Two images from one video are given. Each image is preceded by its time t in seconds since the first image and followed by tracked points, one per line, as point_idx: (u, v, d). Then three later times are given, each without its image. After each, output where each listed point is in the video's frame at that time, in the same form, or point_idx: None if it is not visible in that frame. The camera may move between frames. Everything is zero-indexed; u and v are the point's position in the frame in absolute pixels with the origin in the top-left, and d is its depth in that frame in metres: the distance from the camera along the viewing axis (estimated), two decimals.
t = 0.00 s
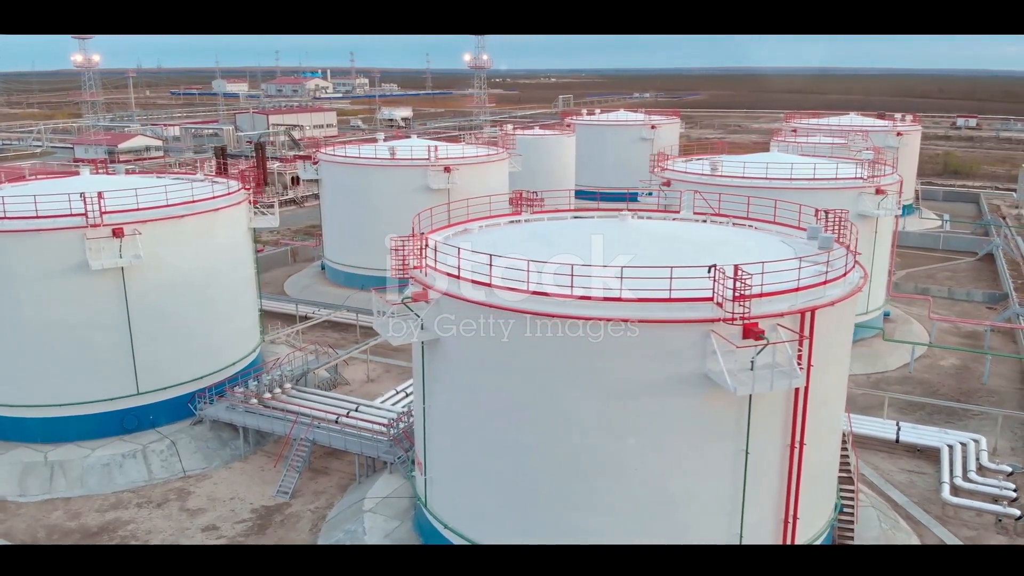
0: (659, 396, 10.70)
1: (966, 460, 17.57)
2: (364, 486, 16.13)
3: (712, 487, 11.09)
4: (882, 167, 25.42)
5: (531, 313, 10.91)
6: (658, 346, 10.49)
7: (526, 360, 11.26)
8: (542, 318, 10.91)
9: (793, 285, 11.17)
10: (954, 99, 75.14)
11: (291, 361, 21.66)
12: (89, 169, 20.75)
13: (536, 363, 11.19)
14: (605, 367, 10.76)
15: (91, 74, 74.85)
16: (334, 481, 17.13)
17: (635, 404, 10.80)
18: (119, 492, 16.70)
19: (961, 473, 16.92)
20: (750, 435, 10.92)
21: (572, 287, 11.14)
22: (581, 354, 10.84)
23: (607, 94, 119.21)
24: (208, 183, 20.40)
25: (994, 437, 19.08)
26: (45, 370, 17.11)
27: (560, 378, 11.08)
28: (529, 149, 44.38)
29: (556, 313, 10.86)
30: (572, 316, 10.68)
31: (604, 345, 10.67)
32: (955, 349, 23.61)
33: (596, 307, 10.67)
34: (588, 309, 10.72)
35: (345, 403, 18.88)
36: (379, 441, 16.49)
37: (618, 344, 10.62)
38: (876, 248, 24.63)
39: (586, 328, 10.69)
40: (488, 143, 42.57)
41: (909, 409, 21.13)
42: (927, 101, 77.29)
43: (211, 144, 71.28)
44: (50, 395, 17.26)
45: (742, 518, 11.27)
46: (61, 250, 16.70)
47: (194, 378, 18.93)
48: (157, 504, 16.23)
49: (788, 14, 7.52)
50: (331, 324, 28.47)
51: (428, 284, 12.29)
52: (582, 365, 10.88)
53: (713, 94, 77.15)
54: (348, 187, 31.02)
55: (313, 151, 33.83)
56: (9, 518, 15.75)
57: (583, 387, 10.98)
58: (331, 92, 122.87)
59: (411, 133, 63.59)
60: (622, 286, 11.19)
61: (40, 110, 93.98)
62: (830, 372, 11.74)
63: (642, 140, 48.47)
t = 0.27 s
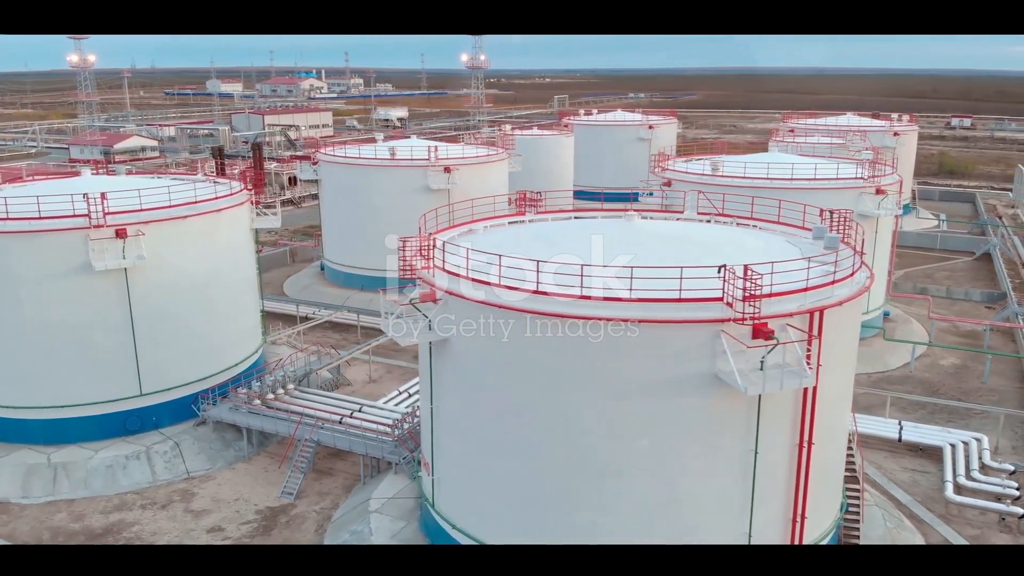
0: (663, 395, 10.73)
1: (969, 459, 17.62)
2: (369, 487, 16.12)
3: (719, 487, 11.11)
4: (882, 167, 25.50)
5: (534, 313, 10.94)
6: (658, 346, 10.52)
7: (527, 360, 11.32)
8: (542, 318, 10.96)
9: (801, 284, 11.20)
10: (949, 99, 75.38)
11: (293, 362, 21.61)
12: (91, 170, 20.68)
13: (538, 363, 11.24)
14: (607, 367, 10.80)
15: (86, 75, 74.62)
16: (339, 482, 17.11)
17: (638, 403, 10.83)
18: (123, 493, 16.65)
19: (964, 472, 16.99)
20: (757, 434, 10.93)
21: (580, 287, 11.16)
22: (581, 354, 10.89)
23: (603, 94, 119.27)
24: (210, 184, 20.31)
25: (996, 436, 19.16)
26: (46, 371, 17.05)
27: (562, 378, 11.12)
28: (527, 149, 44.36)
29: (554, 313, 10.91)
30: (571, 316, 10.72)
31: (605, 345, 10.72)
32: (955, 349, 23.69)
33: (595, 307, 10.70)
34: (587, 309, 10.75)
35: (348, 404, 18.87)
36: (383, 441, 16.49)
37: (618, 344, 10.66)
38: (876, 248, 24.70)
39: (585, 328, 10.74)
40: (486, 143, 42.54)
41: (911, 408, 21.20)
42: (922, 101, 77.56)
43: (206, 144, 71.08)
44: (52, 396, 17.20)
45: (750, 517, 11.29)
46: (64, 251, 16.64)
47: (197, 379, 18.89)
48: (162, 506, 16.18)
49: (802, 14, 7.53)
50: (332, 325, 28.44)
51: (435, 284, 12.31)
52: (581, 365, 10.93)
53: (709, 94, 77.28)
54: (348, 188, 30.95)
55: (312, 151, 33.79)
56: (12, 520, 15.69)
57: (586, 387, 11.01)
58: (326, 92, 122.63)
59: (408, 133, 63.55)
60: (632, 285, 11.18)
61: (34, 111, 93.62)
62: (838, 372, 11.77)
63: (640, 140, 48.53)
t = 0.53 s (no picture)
0: (665, 395, 10.79)
1: (971, 458, 17.70)
2: (374, 487, 16.12)
3: (725, 486, 11.14)
4: (882, 167, 25.60)
5: (537, 312, 11.01)
6: (658, 345, 10.59)
7: (529, 360, 11.41)
8: (542, 318, 11.06)
9: (810, 284, 11.23)
10: (944, 99, 75.65)
11: (295, 363, 21.57)
12: (93, 170, 20.61)
13: (541, 363, 11.32)
14: (608, 366, 10.87)
15: (80, 75, 74.39)
16: (343, 482, 17.09)
17: (640, 403, 10.89)
18: (127, 494, 16.61)
19: (966, 470, 17.06)
20: (762, 433, 10.96)
21: (588, 287, 11.18)
22: (582, 354, 10.97)
23: (598, 94, 119.36)
24: (213, 184, 20.24)
25: (997, 434, 19.25)
26: (48, 373, 17.01)
27: (564, 378, 11.21)
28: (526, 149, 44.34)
29: (552, 314, 10.99)
30: (571, 316, 10.79)
31: (605, 344, 10.80)
32: (955, 348, 23.78)
33: (595, 308, 10.76)
34: (587, 309, 10.82)
35: (352, 405, 18.85)
36: (388, 442, 16.49)
37: (618, 343, 10.73)
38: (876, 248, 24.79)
39: (585, 328, 10.83)
40: (484, 143, 42.50)
41: (912, 407, 21.28)
42: (917, 101, 77.81)
43: (202, 144, 70.90)
44: (55, 397, 17.15)
45: (757, 516, 11.32)
46: (67, 252, 16.58)
47: (200, 380, 18.86)
48: (166, 507, 16.15)
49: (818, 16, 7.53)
50: (332, 325, 28.41)
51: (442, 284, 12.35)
52: (580, 365, 11.02)
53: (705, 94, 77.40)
54: (347, 188, 30.87)
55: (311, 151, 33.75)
56: (16, 522, 15.63)
57: (588, 386, 11.08)
58: (320, 92, 122.44)
59: (405, 133, 63.52)
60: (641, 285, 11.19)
61: (27, 111, 93.28)
62: (845, 372, 11.82)
63: (638, 140, 48.60)
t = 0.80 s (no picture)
0: (667, 395, 10.82)
1: (974, 456, 17.78)
2: (379, 488, 16.11)
3: (730, 485, 11.16)
4: (881, 167, 25.79)
5: (543, 312, 11.03)
6: (659, 345, 10.63)
7: (529, 361, 11.50)
8: (544, 318, 11.11)
9: (819, 284, 11.27)
10: (938, 99, 75.96)
11: (298, 363, 21.54)
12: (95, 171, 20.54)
13: (545, 363, 11.36)
14: (608, 366, 10.93)
15: (76, 75, 74.15)
16: (348, 483, 17.08)
17: (646, 403, 10.92)
18: (132, 496, 16.58)
19: (969, 469, 17.14)
20: (767, 432, 10.97)
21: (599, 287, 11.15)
22: (582, 353, 11.04)
23: (594, 94, 119.41)
24: (215, 185, 20.19)
25: (999, 433, 19.33)
26: (49, 374, 16.94)
27: (565, 378, 11.28)
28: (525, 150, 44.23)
29: (553, 314, 11.04)
30: (572, 316, 10.84)
31: (605, 344, 10.86)
32: (956, 347, 23.88)
33: (595, 308, 10.82)
34: (588, 309, 10.87)
35: (355, 405, 18.84)
36: (393, 442, 16.48)
37: (618, 343, 10.79)
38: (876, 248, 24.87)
39: (585, 328, 10.89)
40: (483, 143, 42.48)
41: (914, 406, 21.36)
42: (912, 101, 78.12)
43: (198, 145, 70.74)
44: (57, 399, 17.09)
45: (762, 515, 11.34)
46: (70, 253, 16.52)
47: (202, 381, 18.81)
48: (171, 508, 16.12)
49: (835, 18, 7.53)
50: (333, 325, 28.39)
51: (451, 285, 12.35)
52: (580, 365, 11.10)
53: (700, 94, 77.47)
54: (347, 188, 30.79)
55: (311, 151, 33.78)
56: (21, 524, 15.58)
57: (590, 386, 11.13)
58: (315, 92, 122.28)
59: (402, 133, 63.53)
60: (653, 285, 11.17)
61: (21, 112, 92.94)
62: (852, 371, 11.85)
63: (635, 140, 48.70)
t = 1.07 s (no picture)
0: (668, 394, 10.86)
1: (976, 455, 17.84)
2: (384, 488, 16.11)
3: (733, 485, 11.16)
4: (881, 167, 25.81)
5: (548, 311, 11.05)
6: (660, 344, 10.68)
7: (529, 360, 11.59)
8: (546, 318, 11.16)
9: (827, 283, 11.32)
10: (933, 99, 76.22)
11: (300, 364, 21.51)
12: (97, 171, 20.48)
13: (549, 362, 11.40)
14: (608, 365, 10.99)
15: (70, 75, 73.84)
16: (353, 484, 17.06)
17: (653, 403, 10.94)
18: (135, 497, 16.53)
19: (972, 467, 17.20)
20: (770, 431, 10.97)
21: (609, 287, 11.14)
22: (582, 353, 11.10)
23: (589, 94, 119.46)
24: (217, 185, 20.14)
25: (1001, 432, 19.40)
26: (50, 376, 16.88)
27: (565, 377, 11.35)
28: (523, 150, 44.19)
29: (556, 314, 11.07)
30: (574, 315, 10.89)
31: (604, 344, 10.92)
32: (956, 346, 23.96)
33: (595, 308, 10.85)
34: (590, 309, 10.92)
35: (358, 406, 18.84)
36: (398, 442, 16.47)
37: (618, 343, 10.85)
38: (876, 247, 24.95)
39: (585, 328, 10.96)
40: (481, 143, 42.46)
41: (915, 405, 21.43)
42: (907, 101, 78.34)
43: (194, 145, 70.53)
44: (59, 400, 17.03)
45: (766, 515, 11.34)
46: (73, 253, 16.47)
47: (205, 382, 18.76)
48: (175, 509, 16.07)
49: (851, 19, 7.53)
50: (333, 326, 28.35)
51: (458, 285, 12.34)
52: (582, 364, 11.15)
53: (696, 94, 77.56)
54: (347, 188, 30.74)
55: (310, 151, 33.67)
56: (24, 526, 15.53)
57: (591, 386, 11.20)
58: (310, 92, 122.02)
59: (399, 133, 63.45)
60: (662, 285, 11.16)
61: (15, 112, 92.51)
62: (859, 370, 11.89)
63: (633, 140, 48.76)
